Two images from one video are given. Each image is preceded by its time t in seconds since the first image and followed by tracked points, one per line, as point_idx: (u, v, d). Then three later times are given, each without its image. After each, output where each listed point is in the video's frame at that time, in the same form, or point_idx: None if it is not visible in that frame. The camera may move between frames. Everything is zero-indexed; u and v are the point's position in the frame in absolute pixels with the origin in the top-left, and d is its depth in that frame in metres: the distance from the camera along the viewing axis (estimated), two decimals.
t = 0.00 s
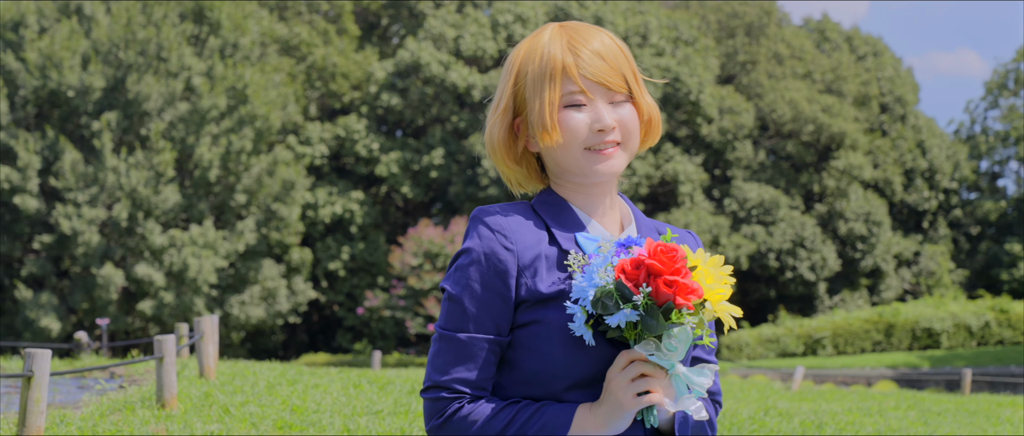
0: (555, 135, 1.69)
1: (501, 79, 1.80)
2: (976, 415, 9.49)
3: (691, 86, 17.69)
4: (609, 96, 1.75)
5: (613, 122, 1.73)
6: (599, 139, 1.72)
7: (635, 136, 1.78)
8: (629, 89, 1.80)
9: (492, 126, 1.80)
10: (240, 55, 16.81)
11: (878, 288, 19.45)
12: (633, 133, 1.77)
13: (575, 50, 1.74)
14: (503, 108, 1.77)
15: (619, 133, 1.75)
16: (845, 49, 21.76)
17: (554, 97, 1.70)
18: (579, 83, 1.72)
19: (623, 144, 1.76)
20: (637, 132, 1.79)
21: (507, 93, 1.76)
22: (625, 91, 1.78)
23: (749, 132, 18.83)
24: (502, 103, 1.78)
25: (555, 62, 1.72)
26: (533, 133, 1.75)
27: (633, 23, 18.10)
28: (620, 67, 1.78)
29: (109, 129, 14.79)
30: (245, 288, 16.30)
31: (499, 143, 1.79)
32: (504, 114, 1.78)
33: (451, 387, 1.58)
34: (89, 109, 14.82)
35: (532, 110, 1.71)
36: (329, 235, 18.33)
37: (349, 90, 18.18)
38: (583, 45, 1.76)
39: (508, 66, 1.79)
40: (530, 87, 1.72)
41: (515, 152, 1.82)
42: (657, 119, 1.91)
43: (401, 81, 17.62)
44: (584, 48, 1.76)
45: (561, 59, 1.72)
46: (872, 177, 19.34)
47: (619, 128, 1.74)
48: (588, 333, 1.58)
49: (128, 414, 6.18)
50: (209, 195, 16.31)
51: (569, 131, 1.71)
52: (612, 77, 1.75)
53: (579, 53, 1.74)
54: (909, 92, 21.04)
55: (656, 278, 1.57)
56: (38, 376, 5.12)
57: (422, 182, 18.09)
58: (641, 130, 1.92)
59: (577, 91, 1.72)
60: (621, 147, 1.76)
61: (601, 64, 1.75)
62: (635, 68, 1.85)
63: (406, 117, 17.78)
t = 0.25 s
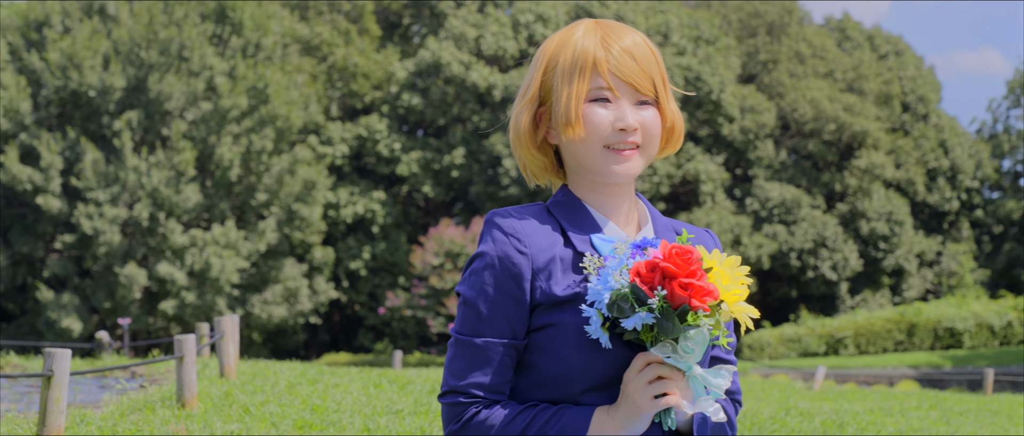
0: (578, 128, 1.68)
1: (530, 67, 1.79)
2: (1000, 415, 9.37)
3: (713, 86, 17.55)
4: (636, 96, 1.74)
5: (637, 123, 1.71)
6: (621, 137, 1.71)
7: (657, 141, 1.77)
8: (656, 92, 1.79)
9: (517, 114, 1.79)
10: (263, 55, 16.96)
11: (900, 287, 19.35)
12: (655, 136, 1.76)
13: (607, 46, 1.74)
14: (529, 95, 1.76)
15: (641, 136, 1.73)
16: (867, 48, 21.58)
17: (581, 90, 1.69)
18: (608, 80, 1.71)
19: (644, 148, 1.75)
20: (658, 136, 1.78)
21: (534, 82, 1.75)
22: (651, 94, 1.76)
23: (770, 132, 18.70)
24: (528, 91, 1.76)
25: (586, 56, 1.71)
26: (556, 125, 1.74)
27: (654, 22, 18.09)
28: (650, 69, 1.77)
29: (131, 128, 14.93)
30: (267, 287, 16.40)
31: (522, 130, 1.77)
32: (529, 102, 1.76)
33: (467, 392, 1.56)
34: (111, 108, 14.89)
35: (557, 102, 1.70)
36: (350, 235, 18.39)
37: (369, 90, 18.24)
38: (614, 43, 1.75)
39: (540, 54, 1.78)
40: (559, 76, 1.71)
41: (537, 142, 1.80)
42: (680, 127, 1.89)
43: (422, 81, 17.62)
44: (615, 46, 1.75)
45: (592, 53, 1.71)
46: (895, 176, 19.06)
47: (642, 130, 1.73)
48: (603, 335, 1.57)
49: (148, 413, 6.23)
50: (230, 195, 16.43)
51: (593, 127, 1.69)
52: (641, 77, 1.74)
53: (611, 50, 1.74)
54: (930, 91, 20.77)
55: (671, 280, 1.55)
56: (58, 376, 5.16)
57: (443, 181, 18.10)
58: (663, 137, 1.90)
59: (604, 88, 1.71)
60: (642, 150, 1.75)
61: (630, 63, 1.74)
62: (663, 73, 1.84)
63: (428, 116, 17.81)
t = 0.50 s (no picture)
0: (606, 125, 1.66)
1: (558, 64, 1.78)
2: None
3: (737, 85, 17.41)
4: (664, 96, 1.73)
5: (664, 122, 1.69)
6: (648, 136, 1.69)
7: (683, 141, 1.75)
8: (684, 93, 1.77)
9: (543, 112, 1.77)
10: (288, 56, 17.06)
11: (925, 286, 18.99)
12: (681, 137, 1.74)
13: (637, 44, 1.72)
14: (555, 92, 1.73)
15: (668, 136, 1.71)
16: (892, 46, 21.31)
17: (610, 86, 1.67)
18: (637, 78, 1.69)
19: (671, 148, 1.73)
20: (685, 137, 1.76)
21: (562, 78, 1.73)
22: (679, 94, 1.75)
23: (794, 131, 18.55)
24: (555, 88, 1.74)
25: (616, 53, 1.70)
26: (583, 122, 1.72)
27: (677, 21, 18.00)
28: (679, 70, 1.76)
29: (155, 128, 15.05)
30: (291, 287, 16.51)
31: (548, 128, 1.75)
32: (555, 99, 1.74)
33: (491, 391, 1.55)
34: (135, 109, 14.96)
35: (586, 98, 1.69)
36: (375, 235, 18.45)
37: (393, 90, 18.31)
38: (643, 41, 1.74)
39: (567, 52, 1.76)
40: (589, 73, 1.70)
41: (562, 141, 1.77)
42: (705, 128, 1.87)
43: (446, 81, 17.67)
44: (644, 44, 1.73)
45: (622, 51, 1.70)
46: (919, 177, 18.70)
47: (669, 129, 1.71)
48: (628, 334, 1.55)
49: (173, 414, 6.28)
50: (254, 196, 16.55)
51: (620, 124, 1.68)
52: (670, 77, 1.72)
53: (641, 48, 1.73)
54: (955, 90, 20.44)
55: (696, 277, 1.54)
56: (81, 377, 5.23)
57: (467, 182, 18.09)
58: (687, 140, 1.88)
59: (634, 86, 1.69)
60: (669, 150, 1.73)
61: (659, 62, 1.73)
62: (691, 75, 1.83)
63: (451, 116, 17.81)
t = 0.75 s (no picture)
0: (624, 126, 1.65)
1: (576, 64, 1.77)
2: None
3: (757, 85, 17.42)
4: (681, 98, 1.71)
5: (682, 123, 1.68)
6: (665, 137, 1.67)
7: (700, 144, 1.73)
8: (702, 97, 1.76)
9: (560, 112, 1.76)
10: (309, 57, 17.18)
11: (946, 286, 18.73)
12: (698, 139, 1.72)
13: (656, 45, 1.71)
14: (574, 92, 1.73)
15: (685, 138, 1.70)
16: (912, 46, 21.10)
17: (628, 87, 1.66)
18: (655, 78, 1.68)
19: (688, 150, 1.71)
20: (702, 140, 1.74)
21: (579, 78, 1.73)
22: (696, 97, 1.73)
23: (815, 131, 18.39)
24: (573, 89, 1.74)
25: (634, 54, 1.69)
26: (600, 122, 1.71)
27: (698, 22, 17.88)
28: (697, 73, 1.74)
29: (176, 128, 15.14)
30: (312, 288, 16.59)
31: (565, 128, 1.74)
32: (574, 99, 1.73)
33: (509, 393, 1.55)
34: (155, 110, 15.06)
35: (604, 99, 1.68)
36: (395, 236, 18.50)
37: (414, 91, 18.35)
38: (662, 43, 1.73)
39: (587, 53, 1.75)
40: (606, 74, 1.69)
41: (579, 141, 1.76)
42: (723, 132, 1.85)
43: (466, 82, 17.75)
44: (663, 46, 1.73)
45: (640, 52, 1.69)
46: (939, 178, 18.35)
47: (686, 131, 1.69)
48: (645, 333, 1.54)
49: (192, 416, 6.32)
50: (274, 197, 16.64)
51: (637, 125, 1.66)
52: (688, 79, 1.71)
53: (660, 50, 1.72)
54: (975, 90, 20.11)
55: (713, 275, 1.53)
56: (102, 379, 5.24)
57: (488, 182, 18.07)
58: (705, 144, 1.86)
59: (652, 87, 1.68)
60: (686, 152, 1.71)
61: (678, 64, 1.71)
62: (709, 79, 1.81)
63: (472, 117, 17.82)
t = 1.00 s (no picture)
0: (643, 127, 1.64)
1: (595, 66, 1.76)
2: None
3: (782, 86, 17.32)
4: (701, 102, 1.70)
5: (700, 127, 1.66)
6: (684, 140, 1.66)
7: (718, 149, 1.71)
8: (721, 102, 1.75)
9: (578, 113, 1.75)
10: (334, 59, 17.30)
11: (971, 288, 18.23)
12: (716, 144, 1.70)
13: (678, 49, 1.71)
14: (593, 93, 1.71)
15: (703, 142, 1.68)
16: (936, 47, 20.83)
17: (648, 89, 1.65)
18: (675, 81, 1.67)
19: (706, 155, 1.69)
20: (720, 145, 1.72)
21: (599, 79, 1.71)
22: (716, 102, 1.72)
23: (840, 132, 18.22)
24: (593, 89, 1.72)
25: (656, 57, 1.68)
26: (619, 124, 1.70)
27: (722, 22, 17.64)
28: (718, 79, 1.73)
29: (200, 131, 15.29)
30: (336, 290, 16.67)
31: (584, 128, 1.72)
32: (593, 100, 1.71)
33: (527, 399, 1.54)
34: (180, 112, 15.22)
35: (623, 99, 1.66)
36: (420, 237, 18.54)
37: (439, 92, 18.41)
38: (684, 47, 1.72)
39: (607, 55, 1.74)
40: (628, 75, 1.68)
41: (597, 143, 1.74)
42: (741, 137, 1.84)
43: (491, 83, 17.70)
44: (684, 50, 1.72)
45: (662, 55, 1.68)
46: (965, 179, 18.03)
47: (705, 135, 1.68)
48: (662, 337, 1.53)
49: (214, 418, 6.35)
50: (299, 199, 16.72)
51: (656, 127, 1.65)
52: (708, 83, 1.70)
53: (681, 55, 1.71)
54: (1001, 90, 19.73)
55: (728, 278, 1.51)
56: (123, 382, 5.29)
57: (512, 184, 18.05)
58: (723, 149, 1.84)
59: (672, 90, 1.67)
60: (704, 156, 1.69)
61: (699, 68, 1.70)
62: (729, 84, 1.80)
63: (497, 118, 17.83)
